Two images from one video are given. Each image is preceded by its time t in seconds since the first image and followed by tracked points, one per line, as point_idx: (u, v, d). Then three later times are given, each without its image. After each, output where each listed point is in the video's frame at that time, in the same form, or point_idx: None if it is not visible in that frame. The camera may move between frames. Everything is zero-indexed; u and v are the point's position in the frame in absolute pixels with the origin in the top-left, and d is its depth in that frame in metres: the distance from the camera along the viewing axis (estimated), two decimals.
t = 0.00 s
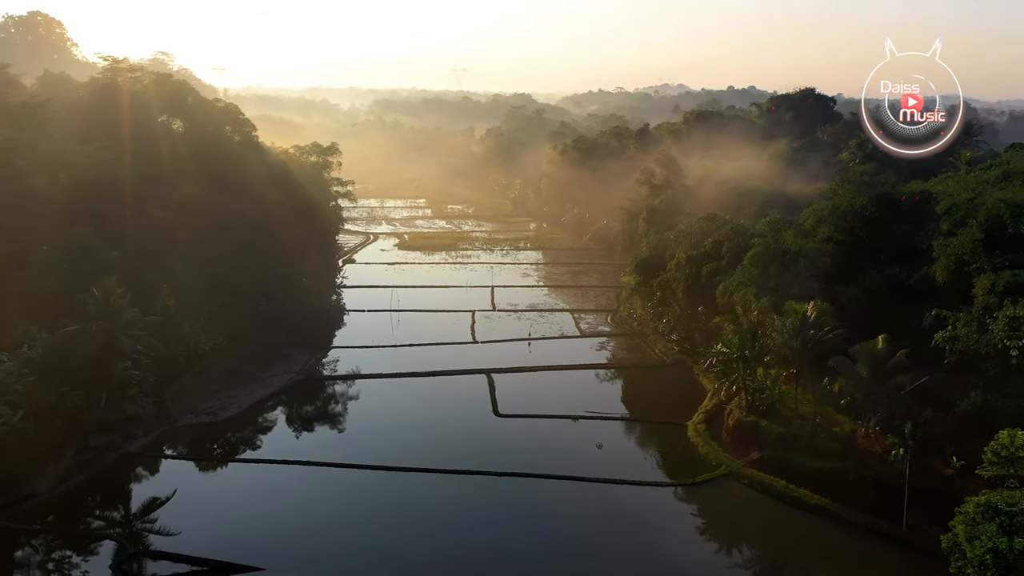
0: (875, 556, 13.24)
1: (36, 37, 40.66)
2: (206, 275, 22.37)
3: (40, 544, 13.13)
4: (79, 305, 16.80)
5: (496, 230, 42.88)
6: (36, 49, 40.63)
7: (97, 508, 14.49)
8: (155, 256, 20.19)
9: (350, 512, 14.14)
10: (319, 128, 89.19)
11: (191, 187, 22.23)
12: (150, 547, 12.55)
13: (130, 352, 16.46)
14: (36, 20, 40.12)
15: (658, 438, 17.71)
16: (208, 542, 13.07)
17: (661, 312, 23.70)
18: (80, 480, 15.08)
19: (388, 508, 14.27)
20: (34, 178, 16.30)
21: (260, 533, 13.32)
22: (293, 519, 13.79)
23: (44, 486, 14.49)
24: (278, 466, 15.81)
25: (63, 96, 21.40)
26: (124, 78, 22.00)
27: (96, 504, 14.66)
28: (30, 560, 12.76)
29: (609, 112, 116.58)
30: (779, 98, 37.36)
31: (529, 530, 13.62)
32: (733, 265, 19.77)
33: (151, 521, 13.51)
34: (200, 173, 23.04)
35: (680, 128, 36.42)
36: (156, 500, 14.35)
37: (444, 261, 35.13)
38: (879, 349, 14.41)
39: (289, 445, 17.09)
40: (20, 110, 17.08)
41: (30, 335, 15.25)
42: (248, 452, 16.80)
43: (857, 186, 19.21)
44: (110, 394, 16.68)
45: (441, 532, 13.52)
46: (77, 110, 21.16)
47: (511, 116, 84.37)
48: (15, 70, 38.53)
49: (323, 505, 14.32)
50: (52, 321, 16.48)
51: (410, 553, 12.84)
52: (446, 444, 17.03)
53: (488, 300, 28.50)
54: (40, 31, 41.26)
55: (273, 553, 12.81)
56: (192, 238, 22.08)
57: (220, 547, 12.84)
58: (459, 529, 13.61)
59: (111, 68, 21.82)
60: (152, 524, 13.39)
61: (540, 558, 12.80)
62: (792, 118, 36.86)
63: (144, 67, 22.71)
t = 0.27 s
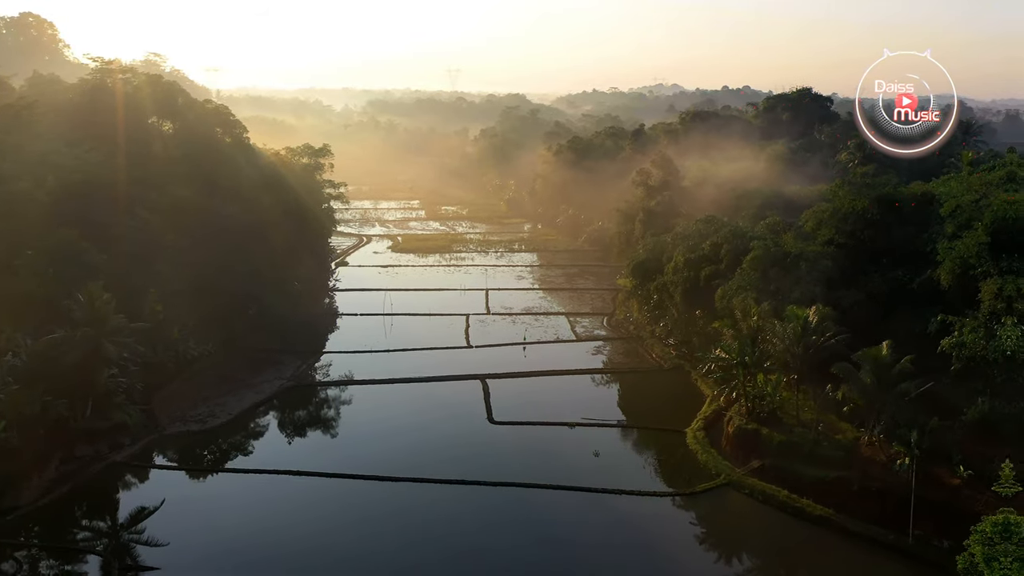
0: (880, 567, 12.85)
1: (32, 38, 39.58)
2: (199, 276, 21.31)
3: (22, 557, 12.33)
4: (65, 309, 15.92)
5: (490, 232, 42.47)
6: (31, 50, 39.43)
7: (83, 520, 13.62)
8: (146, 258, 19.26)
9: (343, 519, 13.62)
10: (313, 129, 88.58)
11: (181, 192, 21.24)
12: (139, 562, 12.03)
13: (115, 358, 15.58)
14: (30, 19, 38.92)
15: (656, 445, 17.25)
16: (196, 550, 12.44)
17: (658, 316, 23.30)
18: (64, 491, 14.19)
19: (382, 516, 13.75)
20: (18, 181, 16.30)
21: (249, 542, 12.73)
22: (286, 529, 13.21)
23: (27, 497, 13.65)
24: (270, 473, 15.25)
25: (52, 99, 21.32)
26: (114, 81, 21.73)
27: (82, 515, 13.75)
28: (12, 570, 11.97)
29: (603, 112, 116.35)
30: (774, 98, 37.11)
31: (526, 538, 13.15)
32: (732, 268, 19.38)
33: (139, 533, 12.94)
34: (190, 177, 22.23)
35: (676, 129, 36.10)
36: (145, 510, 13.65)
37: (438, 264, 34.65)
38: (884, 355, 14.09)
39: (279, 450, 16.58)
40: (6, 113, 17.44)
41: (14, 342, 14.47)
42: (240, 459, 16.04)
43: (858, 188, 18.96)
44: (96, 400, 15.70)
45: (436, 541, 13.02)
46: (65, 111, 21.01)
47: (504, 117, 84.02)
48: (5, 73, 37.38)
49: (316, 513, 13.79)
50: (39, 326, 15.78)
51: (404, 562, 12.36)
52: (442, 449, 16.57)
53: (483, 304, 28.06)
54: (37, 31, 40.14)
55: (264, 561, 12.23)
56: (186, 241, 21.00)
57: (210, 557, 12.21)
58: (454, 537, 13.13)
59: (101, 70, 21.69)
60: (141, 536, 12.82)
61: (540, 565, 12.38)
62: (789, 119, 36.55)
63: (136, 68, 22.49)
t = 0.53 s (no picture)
0: None
1: (30, 38, 38.72)
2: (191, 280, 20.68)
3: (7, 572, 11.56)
4: (53, 316, 15.23)
5: (487, 233, 42.05)
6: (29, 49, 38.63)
7: (68, 533, 12.91)
8: (138, 262, 18.73)
9: (337, 529, 13.05)
10: (309, 130, 87.96)
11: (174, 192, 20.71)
12: None
13: (104, 367, 14.71)
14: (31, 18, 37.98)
15: (658, 452, 16.84)
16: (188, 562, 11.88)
17: (658, 319, 22.90)
18: (50, 505, 13.34)
19: (378, 526, 13.22)
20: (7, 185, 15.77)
21: (241, 554, 12.18)
22: (281, 537, 12.72)
23: (10, 512, 12.76)
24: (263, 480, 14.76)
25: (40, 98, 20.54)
26: (105, 82, 21.11)
27: (68, 528, 13.03)
28: None
29: (600, 112, 116.05)
30: (772, 98, 36.80)
31: (529, 550, 12.67)
32: (734, 273, 19.00)
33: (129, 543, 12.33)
34: (183, 179, 21.69)
35: (674, 130, 35.76)
36: (134, 520, 12.99)
37: (434, 266, 34.23)
38: (891, 362, 13.75)
39: (273, 453, 16.13)
40: None
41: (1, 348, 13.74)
42: (235, 466, 15.42)
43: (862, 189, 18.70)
44: (84, 409, 14.75)
45: (435, 552, 12.49)
46: (55, 111, 20.26)
47: (501, 117, 83.63)
48: None
49: (311, 521, 13.29)
50: (26, 333, 14.87)
51: None
52: (440, 455, 16.12)
53: (480, 307, 27.65)
54: (37, 31, 39.29)
55: None
56: (177, 244, 20.45)
57: (202, 568, 11.67)
58: (454, 548, 12.58)
59: (92, 71, 21.05)
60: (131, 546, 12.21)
61: None
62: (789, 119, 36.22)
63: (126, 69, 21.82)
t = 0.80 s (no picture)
0: None
1: (26, 40, 38.28)
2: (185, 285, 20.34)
3: None
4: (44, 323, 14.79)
5: (486, 235, 41.72)
6: (25, 51, 38.16)
7: (58, 544, 12.50)
8: (132, 267, 18.36)
9: (338, 543, 12.68)
10: (307, 131, 87.50)
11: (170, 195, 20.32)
12: None
13: (96, 375, 14.26)
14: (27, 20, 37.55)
15: (662, 460, 16.48)
16: None
17: (660, 323, 22.57)
18: (39, 517, 12.89)
19: (380, 539, 12.84)
20: None
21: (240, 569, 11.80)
22: (280, 547, 12.37)
23: None
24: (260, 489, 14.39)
25: (31, 99, 20.02)
26: (100, 83, 20.58)
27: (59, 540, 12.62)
28: None
29: (599, 112, 115.70)
30: (774, 98, 36.44)
31: (535, 565, 12.31)
32: (738, 277, 18.63)
33: (121, 555, 11.91)
34: (178, 182, 21.26)
35: (675, 130, 35.42)
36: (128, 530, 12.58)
37: (433, 269, 33.87)
38: (902, 369, 13.45)
39: (270, 460, 15.74)
40: None
41: None
42: (230, 474, 15.03)
43: (869, 191, 18.41)
44: (74, 419, 14.39)
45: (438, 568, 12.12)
46: (47, 113, 19.75)
47: (500, 117, 83.26)
48: None
49: (309, 531, 12.95)
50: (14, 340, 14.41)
51: None
52: (440, 462, 15.77)
53: (479, 311, 27.30)
54: (33, 33, 38.83)
55: None
56: (171, 248, 20.06)
57: None
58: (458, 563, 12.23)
59: (85, 73, 20.54)
60: (123, 558, 11.82)
61: None
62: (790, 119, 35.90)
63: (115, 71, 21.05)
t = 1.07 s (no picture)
0: None
1: (25, 41, 38.04)
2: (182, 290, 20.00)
3: None
4: (35, 330, 14.45)
5: (488, 237, 41.37)
6: (24, 53, 37.90)
7: (50, 557, 12.23)
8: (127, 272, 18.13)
9: (336, 558, 12.27)
10: (308, 132, 87.22)
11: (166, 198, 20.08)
12: None
13: (88, 384, 13.96)
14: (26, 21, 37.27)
15: (670, 469, 16.10)
16: None
17: (665, 326, 22.21)
18: (31, 529, 12.55)
19: (379, 553, 12.45)
20: None
21: None
22: (275, 562, 12.00)
23: None
24: (257, 498, 14.11)
25: (24, 102, 19.68)
26: (96, 86, 20.25)
27: (52, 551, 12.36)
28: None
29: (601, 112, 115.35)
30: (777, 98, 36.07)
31: None
32: (744, 281, 18.26)
33: (114, 568, 11.74)
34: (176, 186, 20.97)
35: (678, 130, 35.05)
36: (122, 543, 12.37)
37: (434, 271, 33.55)
38: (915, 376, 13.08)
39: (267, 469, 15.39)
40: None
41: None
42: (226, 482, 14.77)
43: (878, 193, 18.08)
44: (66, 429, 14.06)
45: None
46: (40, 115, 19.44)
47: (501, 118, 82.95)
48: None
49: (307, 539, 12.71)
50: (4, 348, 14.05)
51: None
52: (442, 470, 15.44)
53: (481, 314, 26.95)
54: (32, 35, 38.59)
55: None
56: (167, 253, 19.77)
57: None
58: None
59: (80, 74, 20.15)
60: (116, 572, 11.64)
61: None
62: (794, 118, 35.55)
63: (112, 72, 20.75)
